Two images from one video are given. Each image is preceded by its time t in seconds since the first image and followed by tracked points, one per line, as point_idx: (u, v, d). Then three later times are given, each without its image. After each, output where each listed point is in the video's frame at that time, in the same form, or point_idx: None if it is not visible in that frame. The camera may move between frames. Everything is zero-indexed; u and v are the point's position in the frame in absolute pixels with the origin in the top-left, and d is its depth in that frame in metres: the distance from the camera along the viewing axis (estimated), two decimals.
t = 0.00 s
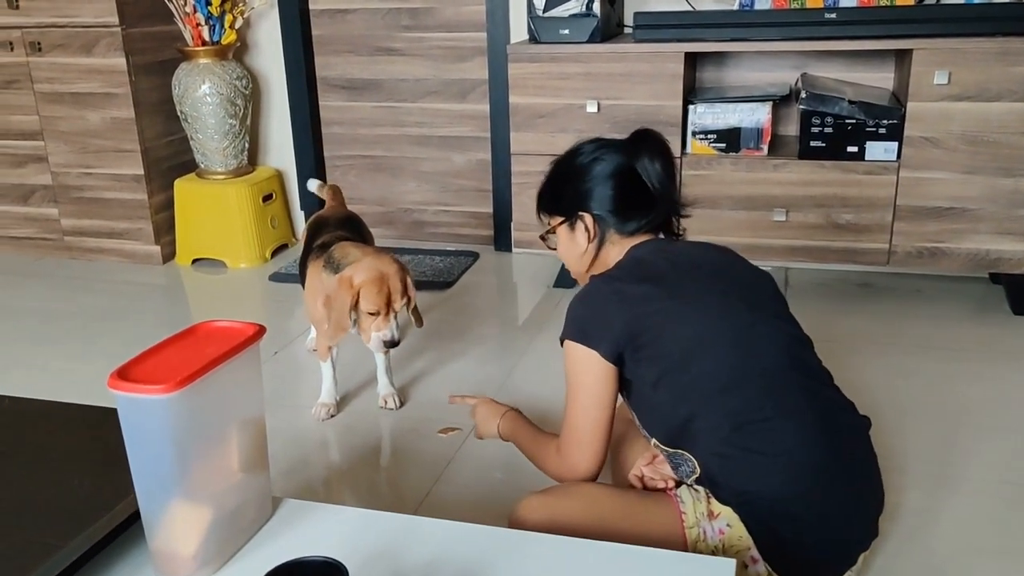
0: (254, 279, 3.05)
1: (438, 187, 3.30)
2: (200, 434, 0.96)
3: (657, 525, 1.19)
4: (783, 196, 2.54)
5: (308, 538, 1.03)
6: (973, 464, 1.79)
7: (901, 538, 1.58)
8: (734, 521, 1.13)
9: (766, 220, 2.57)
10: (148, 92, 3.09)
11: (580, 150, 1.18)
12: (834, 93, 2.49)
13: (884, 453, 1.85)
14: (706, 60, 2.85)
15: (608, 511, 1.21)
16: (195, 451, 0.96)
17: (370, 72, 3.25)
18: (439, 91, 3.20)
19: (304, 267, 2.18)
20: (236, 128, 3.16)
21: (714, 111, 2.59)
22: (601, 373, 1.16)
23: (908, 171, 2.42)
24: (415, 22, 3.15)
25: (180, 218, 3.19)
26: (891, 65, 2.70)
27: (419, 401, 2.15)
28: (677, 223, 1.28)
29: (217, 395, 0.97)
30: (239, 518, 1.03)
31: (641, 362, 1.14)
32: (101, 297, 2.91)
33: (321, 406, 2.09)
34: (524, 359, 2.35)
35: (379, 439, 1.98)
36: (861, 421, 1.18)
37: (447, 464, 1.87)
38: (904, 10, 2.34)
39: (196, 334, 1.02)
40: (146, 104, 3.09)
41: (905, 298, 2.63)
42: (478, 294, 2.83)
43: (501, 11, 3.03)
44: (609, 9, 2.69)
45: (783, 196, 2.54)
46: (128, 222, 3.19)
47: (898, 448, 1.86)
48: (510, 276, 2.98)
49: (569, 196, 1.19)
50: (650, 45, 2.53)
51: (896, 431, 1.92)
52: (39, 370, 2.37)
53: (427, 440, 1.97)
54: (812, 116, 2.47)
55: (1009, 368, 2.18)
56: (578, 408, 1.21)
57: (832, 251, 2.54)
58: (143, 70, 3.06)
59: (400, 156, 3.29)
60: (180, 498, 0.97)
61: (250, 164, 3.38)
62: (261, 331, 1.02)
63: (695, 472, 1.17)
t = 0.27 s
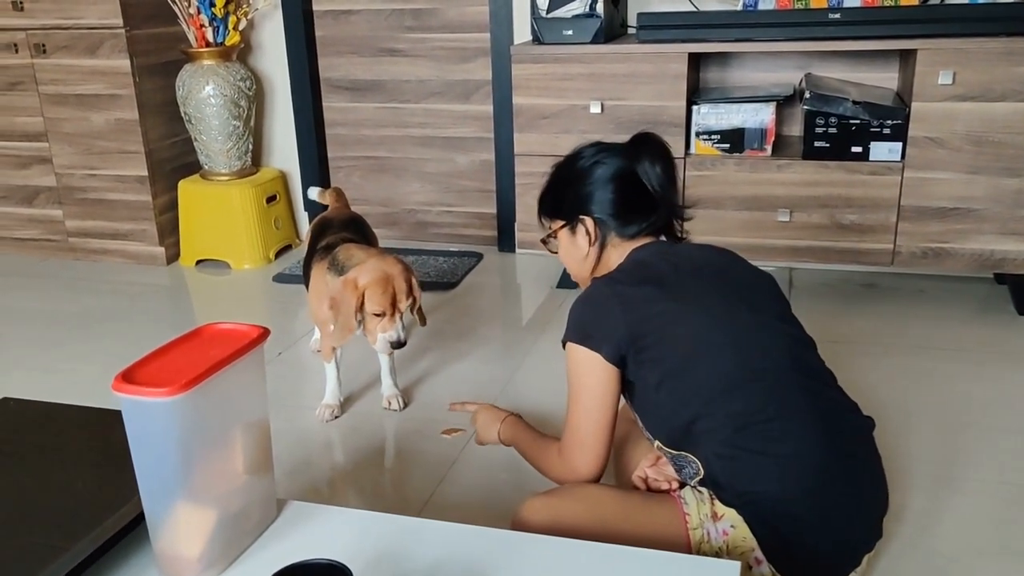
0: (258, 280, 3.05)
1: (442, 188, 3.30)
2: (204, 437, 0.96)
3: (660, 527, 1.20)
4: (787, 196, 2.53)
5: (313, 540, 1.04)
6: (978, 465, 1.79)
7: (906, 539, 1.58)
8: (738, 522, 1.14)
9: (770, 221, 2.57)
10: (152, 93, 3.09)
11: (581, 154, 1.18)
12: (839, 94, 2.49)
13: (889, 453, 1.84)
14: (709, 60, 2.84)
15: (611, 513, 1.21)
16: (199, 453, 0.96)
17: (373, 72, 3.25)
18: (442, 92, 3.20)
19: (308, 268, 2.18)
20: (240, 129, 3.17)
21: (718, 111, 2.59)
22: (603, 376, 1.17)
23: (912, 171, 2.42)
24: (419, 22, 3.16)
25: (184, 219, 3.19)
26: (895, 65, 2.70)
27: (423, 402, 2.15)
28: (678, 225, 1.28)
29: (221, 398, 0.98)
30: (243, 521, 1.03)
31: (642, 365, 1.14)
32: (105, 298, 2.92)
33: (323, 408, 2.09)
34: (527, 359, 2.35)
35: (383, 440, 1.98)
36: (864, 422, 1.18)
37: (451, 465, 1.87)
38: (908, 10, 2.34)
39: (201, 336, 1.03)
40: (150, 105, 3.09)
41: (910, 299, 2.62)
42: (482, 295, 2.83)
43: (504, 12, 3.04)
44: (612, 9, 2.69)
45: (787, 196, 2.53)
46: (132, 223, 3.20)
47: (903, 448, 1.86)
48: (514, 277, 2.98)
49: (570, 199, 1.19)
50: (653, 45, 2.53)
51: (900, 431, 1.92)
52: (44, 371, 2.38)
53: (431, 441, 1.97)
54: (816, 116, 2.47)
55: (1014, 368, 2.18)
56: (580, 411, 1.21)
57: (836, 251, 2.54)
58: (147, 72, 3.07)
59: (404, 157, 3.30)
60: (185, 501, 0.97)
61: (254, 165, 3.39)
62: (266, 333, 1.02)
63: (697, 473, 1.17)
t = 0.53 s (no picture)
0: (259, 281, 3.06)
1: (442, 189, 3.30)
2: (206, 439, 0.97)
3: (661, 526, 1.20)
4: (787, 195, 2.53)
5: (315, 541, 1.04)
6: (979, 464, 1.79)
7: (907, 538, 1.58)
8: (739, 522, 1.14)
9: (771, 220, 2.57)
10: (153, 95, 3.10)
11: (578, 157, 1.18)
12: (839, 93, 2.49)
13: (890, 452, 1.84)
14: (709, 60, 2.85)
15: (612, 513, 1.22)
16: (201, 455, 0.97)
17: (374, 73, 3.25)
18: (442, 93, 3.20)
19: (308, 269, 2.19)
20: (241, 131, 3.17)
21: (718, 111, 2.59)
22: (603, 377, 1.17)
23: (913, 171, 2.42)
24: (419, 23, 3.16)
25: (185, 220, 3.20)
26: (896, 64, 2.70)
27: (425, 402, 2.15)
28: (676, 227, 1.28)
29: (222, 399, 0.98)
30: (245, 522, 1.03)
31: (642, 366, 1.14)
32: (106, 300, 2.92)
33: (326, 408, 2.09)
34: (529, 360, 2.35)
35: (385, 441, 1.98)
36: (865, 421, 1.18)
37: (453, 466, 1.87)
38: (908, 9, 2.33)
39: (201, 338, 1.03)
40: (151, 107, 3.10)
41: (911, 298, 2.62)
42: (483, 295, 2.83)
43: (504, 13, 3.04)
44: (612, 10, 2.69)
45: (788, 195, 2.53)
46: (133, 225, 3.20)
47: (905, 447, 1.86)
48: (515, 277, 2.99)
49: (568, 202, 1.19)
50: (653, 45, 2.53)
51: (902, 430, 1.92)
52: (46, 373, 2.38)
53: (432, 441, 1.97)
54: (817, 116, 2.47)
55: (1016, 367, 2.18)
56: (580, 412, 1.21)
57: (837, 250, 2.54)
58: (147, 74, 3.07)
59: (405, 158, 3.30)
60: (187, 503, 0.97)
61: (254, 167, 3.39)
62: (267, 335, 1.02)
63: (698, 474, 1.17)
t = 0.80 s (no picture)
0: (259, 281, 3.06)
1: (443, 189, 3.30)
2: (206, 439, 0.97)
3: (662, 525, 1.19)
4: (787, 195, 2.54)
5: (316, 540, 1.04)
6: (979, 464, 1.79)
7: (907, 537, 1.58)
8: (739, 521, 1.13)
9: (771, 220, 2.57)
10: (153, 95, 3.10)
11: (576, 158, 1.18)
12: (839, 92, 2.49)
13: (890, 451, 1.84)
14: (709, 60, 2.85)
15: (613, 512, 1.21)
16: (200, 455, 0.97)
17: (374, 73, 3.25)
18: (442, 93, 3.20)
19: (308, 269, 2.19)
20: (241, 131, 3.17)
21: (718, 110, 2.59)
22: (603, 377, 1.17)
23: (912, 170, 2.42)
24: (419, 23, 3.16)
25: (185, 220, 3.20)
26: (896, 63, 2.70)
27: (425, 402, 2.16)
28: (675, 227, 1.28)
29: (222, 399, 0.98)
30: (246, 522, 1.04)
31: (641, 367, 1.14)
32: (107, 300, 2.92)
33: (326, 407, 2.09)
34: (529, 360, 2.35)
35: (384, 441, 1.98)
36: (864, 420, 1.18)
37: (453, 465, 1.87)
38: (908, 8, 2.33)
39: (201, 338, 1.03)
40: (151, 107, 3.10)
41: (911, 297, 2.62)
42: (483, 295, 2.84)
43: (504, 13, 3.04)
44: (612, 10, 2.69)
45: (788, 195, 2.54)
46: (134, 225, 3.20)
47: (905, 447, 1.86)
48: (515, 277, 2.99)
49: (566, 203, 1.19)
50: (653, 45, 2.53)
51: (901, 430, 1.92)
52: (47, 373, 2.38)
53: (432, 441, 1.97)
54: (816, 115, 2.47)
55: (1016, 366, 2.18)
56: (580, 412, 1.21)
57: (837, 250, 2.54)
58: (148, 74, 3.07)
59: (405, 158, 3.30)
60: (187, 503, 0.97)
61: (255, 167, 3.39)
62: (267, 334, 1.03)
63: (699, 475, 1.17)
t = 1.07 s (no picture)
0: (259, 282, 3.06)
1: (443, 188, 3.30)
2: (205, 439, 0.97)
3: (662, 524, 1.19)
4: (787, 194, 2.54)
5: (316, 539, 1.04)
6: (979, 463, 1.79)
7: (907, 536, 1.58)
8: (739, 520, 1.13)
9: (771, 219, 2.57)
10: (153, 95, 3.10)
11: (574, 159, 1.18)
12: (839, 91, 2.49)
13: (890, 450, 1.84)
14: (709, 59, 2.85)
15: (614, 512, 1.21)
16: (200, 455, 0.97)
17: (374, 73, 3.25)
18: (442, 92, 3.20)
19: (309, 269, 2.19)
20: (241, 131, 3.17)
21: (718, 109, 2.59)
22: (602, 376, 1.17)
23: (912, 169, 2.42)
24: (419, 23, 3.16)
25: (186, 220, 3.20)
26: (896, 62, 2.70)
27: (425, 401, 2.16)
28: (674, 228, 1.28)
29: (222, 398, 0.98)
30: (246, 522, 1.04)
31: (641, 366, 1.14)
32: (107, 300, 2.92)
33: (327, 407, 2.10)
34: (529, 359, 2.35)
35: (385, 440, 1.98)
36: (865, 419, 1.18)
37: (453, 465, 1.87)
38: (908, 7, 2.33)
39: (201, 338, 1.03)
40: (151, 108, 3.10)
41: (911, 296, 2.62)
42: (483, 295, 2.83)
43: (504, 12, 3.04)
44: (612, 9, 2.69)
45: (787, 193, 2.54)
46: (134, 225, 3.20)
47: (905, 446, 1.86)
48: (516, 277, 2.99)
49: (565, 203, 1.19)
50: (653, 44, 2.53)
51: (901, 429, 1.92)
52: (47, 373, 2.38)
53: (432, 441, 1.97)
54: (816, 115, 2.47)
55: (1016, 365, 2.17)
56: (580, 412, 1.21)
57: (838, 249, 2.54)
58: (148, 74, 3.07)
59: (405, 158, 3.30)
60: (187, 502, 0.97)
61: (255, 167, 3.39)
62: (266, 334, 1.03)
63: (700, 475, 1.17)
